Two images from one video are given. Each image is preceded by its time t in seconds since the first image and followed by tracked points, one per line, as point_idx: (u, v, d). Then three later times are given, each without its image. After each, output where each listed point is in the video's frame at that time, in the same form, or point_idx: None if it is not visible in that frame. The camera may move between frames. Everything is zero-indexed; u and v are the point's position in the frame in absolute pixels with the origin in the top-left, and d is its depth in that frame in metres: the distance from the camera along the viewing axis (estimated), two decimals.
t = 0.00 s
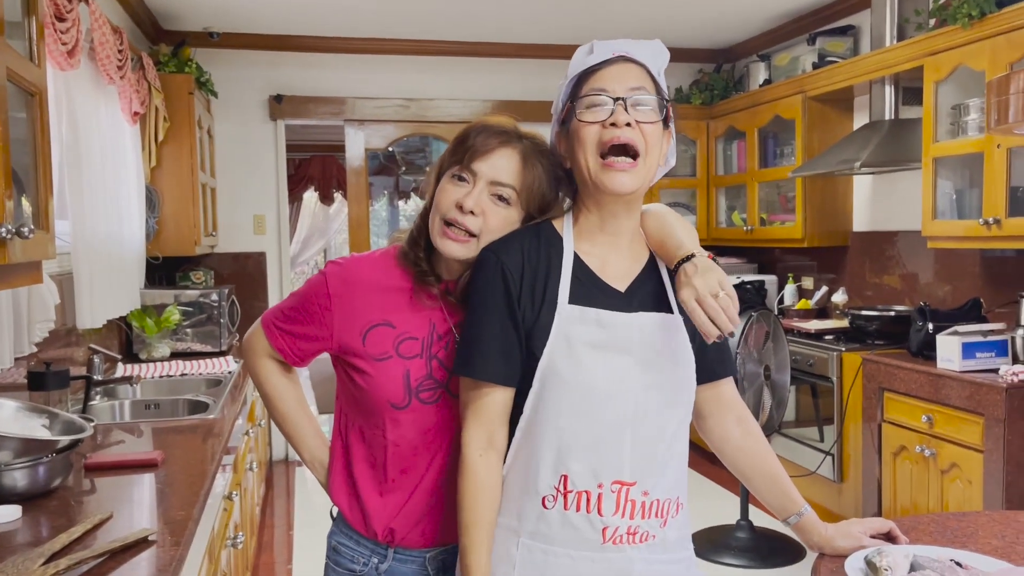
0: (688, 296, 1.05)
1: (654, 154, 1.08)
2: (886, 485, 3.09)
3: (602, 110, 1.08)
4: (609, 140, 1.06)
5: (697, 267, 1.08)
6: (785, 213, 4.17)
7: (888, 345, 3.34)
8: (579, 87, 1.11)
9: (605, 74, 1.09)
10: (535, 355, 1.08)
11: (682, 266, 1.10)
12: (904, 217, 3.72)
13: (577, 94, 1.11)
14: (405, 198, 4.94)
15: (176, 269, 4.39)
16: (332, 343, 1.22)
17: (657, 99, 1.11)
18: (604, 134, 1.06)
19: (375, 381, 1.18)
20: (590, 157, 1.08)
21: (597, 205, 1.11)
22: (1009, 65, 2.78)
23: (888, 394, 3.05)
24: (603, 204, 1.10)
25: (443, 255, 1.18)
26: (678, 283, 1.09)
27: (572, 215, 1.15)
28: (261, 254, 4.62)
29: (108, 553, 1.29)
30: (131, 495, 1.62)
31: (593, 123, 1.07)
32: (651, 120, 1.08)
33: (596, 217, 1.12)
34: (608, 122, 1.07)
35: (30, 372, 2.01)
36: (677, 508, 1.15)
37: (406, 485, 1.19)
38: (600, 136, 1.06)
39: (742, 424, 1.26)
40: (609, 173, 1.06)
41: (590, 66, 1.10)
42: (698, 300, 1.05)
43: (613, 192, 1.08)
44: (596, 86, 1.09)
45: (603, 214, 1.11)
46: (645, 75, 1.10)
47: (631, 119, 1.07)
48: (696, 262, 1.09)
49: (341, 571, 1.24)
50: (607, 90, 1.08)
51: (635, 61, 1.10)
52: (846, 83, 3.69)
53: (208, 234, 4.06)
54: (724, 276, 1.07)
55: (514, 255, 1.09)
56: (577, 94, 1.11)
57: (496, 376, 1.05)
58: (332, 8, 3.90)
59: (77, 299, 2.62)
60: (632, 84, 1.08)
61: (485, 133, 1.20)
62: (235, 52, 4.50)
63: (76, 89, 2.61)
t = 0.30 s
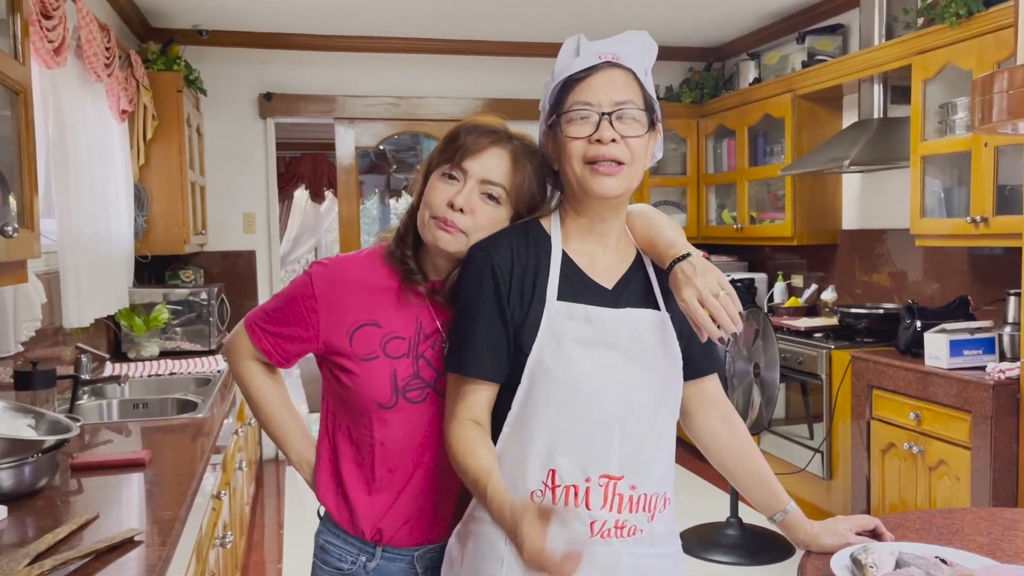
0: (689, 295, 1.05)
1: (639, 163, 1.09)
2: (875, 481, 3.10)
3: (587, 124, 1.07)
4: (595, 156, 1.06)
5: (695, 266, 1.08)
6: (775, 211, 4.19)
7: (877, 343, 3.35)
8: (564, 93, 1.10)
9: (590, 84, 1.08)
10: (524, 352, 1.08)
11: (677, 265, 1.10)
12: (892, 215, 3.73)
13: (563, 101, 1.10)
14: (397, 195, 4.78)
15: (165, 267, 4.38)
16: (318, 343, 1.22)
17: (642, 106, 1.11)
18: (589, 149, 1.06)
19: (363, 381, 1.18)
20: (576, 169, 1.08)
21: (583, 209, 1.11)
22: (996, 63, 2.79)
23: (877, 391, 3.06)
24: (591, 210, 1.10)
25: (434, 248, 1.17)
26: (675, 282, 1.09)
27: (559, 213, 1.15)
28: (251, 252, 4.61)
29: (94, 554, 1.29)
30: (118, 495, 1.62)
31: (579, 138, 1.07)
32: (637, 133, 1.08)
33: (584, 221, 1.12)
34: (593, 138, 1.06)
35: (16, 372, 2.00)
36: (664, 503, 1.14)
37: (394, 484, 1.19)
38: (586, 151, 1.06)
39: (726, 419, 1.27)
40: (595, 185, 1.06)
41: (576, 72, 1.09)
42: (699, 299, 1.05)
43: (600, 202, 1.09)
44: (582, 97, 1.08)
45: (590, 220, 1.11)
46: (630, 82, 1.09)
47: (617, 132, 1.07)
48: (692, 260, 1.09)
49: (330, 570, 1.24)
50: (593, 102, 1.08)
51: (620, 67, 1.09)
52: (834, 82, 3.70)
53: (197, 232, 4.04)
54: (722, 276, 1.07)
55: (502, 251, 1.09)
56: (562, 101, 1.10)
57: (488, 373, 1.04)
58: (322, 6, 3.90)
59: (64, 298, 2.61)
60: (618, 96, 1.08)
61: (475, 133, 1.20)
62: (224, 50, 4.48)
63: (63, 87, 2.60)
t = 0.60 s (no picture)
0: (676, 287, 1.06)
1: (639, 163, 1.08)
2: (870, 479, 3.10)
3: (590, 120, 1.07)
4: (596, 153, 1.05)
5: (686, 260, 1.09)
6: (770, 210, 4.19)
7: (871, 340, 3.36)
8: (568, 90, 1.10)
9: (594, 81, 1.09)
10: (527, 348, 1.08)
11: (670, 260, 1.10)
12: (887, 213, 3.74)
13: (566, 98, 1.10)
14: (392, 194, 4.75)
15: (159, 266, 4.36)
16: (317, 341, 1.22)
17: (646, 106, 1.11)
18: (591, 146, 1.06)
19: (363, 378, 1.18)
20: (577, 165, 1.07)
21: (583, 207, 1.11)
22: (990, 61, 2.80)
23: (872, 388, 3.07)
24: (589, 208, 1.10)
25: (433, 242, 1.17)
26: (665, 276, 1.09)
27: (559, 211, 1.15)
28: (246, 251, 4.60)
29: (90, 552, 1.28)
30: (114, 494, 1.61)
31: (581, 136, 1.07)
32: (639, 133, 1.08)
33: (583, 219, 1.12)
34: (595, 135, 1.06)
35: (11, 371, 1.99)
36: (663, 499, 1.14)
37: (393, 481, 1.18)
38: (588, 148, 1.06)
39: (721, 416, 1.26)
40: (594, 182, 1.06)
41: (581, 68, 1.09)
42: (686, 293, 1.05)
43: (599, 199, 1.08)
44: (585, 93, 1.08)
45: (590, 217, 1.11)
46: (634, 82, 1.10)
47: (618, 131, 1.07)
48: (683, 256, 1.10)
49: (327, 568, 1.24)
50: (596, 99, 1.08)
51: (625, 67, 1.10)
52: (829, 80, 3.71)
53: (192, 231, 4.03)
54: (713, 271, 1.07)
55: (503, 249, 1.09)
56: (565, 98, 1.10)
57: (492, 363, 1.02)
58: (316, 4, 3.89)
59: (57, 296, 2.60)
60: (621, 95, 1.08)
61: (470, 128, 1.20)
62: (218, 48, 4.47)
63: (56, 85, 2.59)
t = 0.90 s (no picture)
0: (673, 292, 1.06)
1: (638, 154, 1.08)
2: (868, 477, 3.11)
3: (588, 113, 1.07)
4: (596, 143, 1.05)
5: (684, 264, 1.09)
6: (767, 209, 4.19)
7: (868, 340, 3.37)
8: (566, 88, 1.11)
9: (592, 76, 1.09)
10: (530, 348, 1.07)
11: (668, 265, 1.10)
12: (884, 212, 3.75)
13: (564, 95, 1.11)
14: (389, 194, 4.77)
15: (156, 266, 4.35)
16: (319, 343, 1.21)
17: (644, 101, 1.11)
18: (591, 136, 1.06)
19: (366, 381, 1.18)
20: (578, 157, 1.07)
21: (584, 202, 1.11)
22: (988, 61, 2.80)
23: (869, 387, 3.07)
24: (591, 200, 1.10)
25: (435, 244, 1.17)
26: (663, 280, 1.10)
27: (559, 210, 1.15)
28: (243, 251, 4.59)
29: (90, 553, 1.28)
30: (112, 495, 1.61)
31: (580, 127, 1.07)
32: (637, 124, 1.08)
33: (585, 214, 1.12)
34: (594, 125, 1.06)
35: (7, 372, 1.99)
36: (664, 498, 1.13)
37: (398, 483, 1.18)
38: (588, 138, 1.05)
39: (720, 415, 1.26)
40: (594, 175, 1.06)
41: (578, 66, 1.10)
42: (684, 298, 1.05)
43: (600, 189, 1.07)
44: (583, 88, 1.08)
45: (591, 212, 1.11)
46: (632, 77, 1.10)
47: (617, 122, 1.07)
48: (682, 261, 1.10)
49: (332, 567, 1.24)
50: (594, 93, 1.08)
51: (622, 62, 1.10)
52: (825, 80, 3.71)
53: (189, 231, 4.02)
54: (711, 277, 1.07)
55: (506, 249, 1.09)
56: (564, 95, 1.11)
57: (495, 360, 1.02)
58: (313, 3, 3.89)
59: (53, 297, 2.59)
60: (618, 88, 1.08)
61: (463, 129, 1.21)
62: (215, 47, 4.46)
63: (53, 85, 2.58)
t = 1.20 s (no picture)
0: (670, 291, 1.06)
1: (632, 159, 1.08)
2: (865, 477, 3.11)
3: (580, 120, 1.07)
4: (588, 151, 1.05)
5: (682, 263, 1.09)
6: (764, 209, 4.20)
7: (865, 339, 3.37)
8: (558, 92, 1.11)
9: (584, 81, 1.09)
10: (528, 351, 1.07)
11: (666, 264, 1.10)
12: (880, 212, 3.76)
13: (557, 100, 1.10)
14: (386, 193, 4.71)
15: (153, 266, 4.35)
16: (316, 345, 1.21)
17: (637, 104, 1.11)
18: (583, 144, 1.06)
19: (365, 382, 1.18)
20: (571, 165, 1.07)
21: (578, 206, 1.12)
22: (984, 61, 2.81)
23: (866, 387, 3.08)
24: (585, 206, 1.10)
25: (432, 246, 1.17)
26: (660, 280, 1.10)
27: (555, 212, 1.15)
28: (240, 251, 4.59)
29: (87, 555, 1.28)
30: (110, 496, 1.61)
31: (572, 134, 1.07)
32: (630, 129, 1.08)
33: (580, 217, 1.12)
34: (586, 133, 1.06)
35: (4, 373, 1.98)
36: (664, 498, 1.14)
37: (396, 484, 1.19)
38: (580, 146, 1.06)
39: (719, 416, 1.26)
40: (588, 182, 1.06)
41: (570, 70, 1.09)
42: (680, 298, 1.05)
43: (593, 197, 1.08)
44: (576, 93, 1.08)
45: (587, 216, 1.12)
46: (624, 80, 1.09)
47: (609, 128, 1.07)
48: (679, 259, 1.10)
49: (331, 567, 1.24)
50: (586, 99, 1.08)
51: (614, 65, 1.10)
52: (822, 80, 3.72)
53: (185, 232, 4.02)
54: (707, 275, 1.07)
55: (504, 252, 1.09)
56: (557, 100, 1.10)
57: (492, 366, 1.02)
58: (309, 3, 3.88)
59: (50, 298, 2.59)
60: (611, 93, 1.08)
61: (461, 131, 1.21)
62: (212, 47, 4.46)
63: (49, 86, 2.58)
